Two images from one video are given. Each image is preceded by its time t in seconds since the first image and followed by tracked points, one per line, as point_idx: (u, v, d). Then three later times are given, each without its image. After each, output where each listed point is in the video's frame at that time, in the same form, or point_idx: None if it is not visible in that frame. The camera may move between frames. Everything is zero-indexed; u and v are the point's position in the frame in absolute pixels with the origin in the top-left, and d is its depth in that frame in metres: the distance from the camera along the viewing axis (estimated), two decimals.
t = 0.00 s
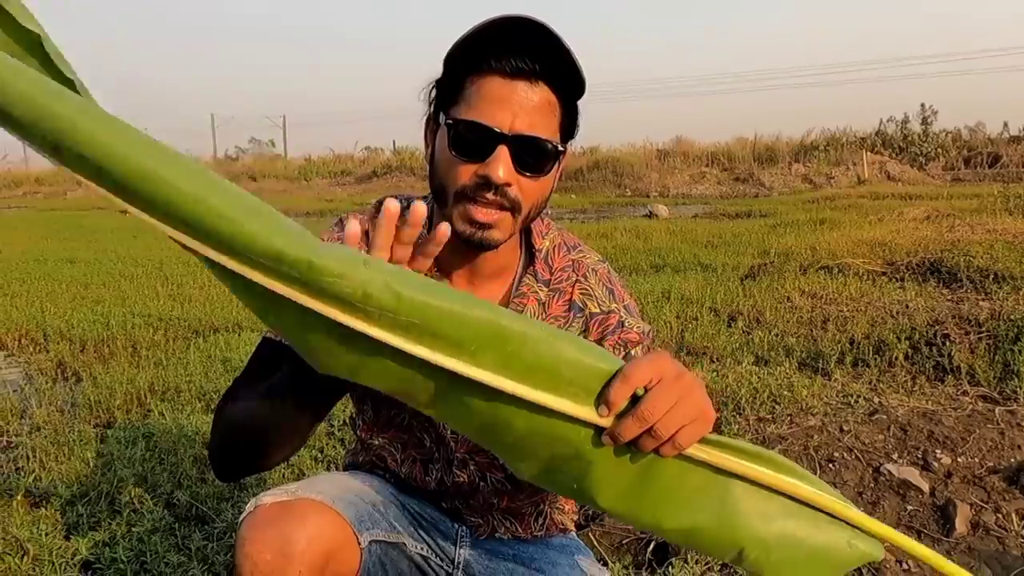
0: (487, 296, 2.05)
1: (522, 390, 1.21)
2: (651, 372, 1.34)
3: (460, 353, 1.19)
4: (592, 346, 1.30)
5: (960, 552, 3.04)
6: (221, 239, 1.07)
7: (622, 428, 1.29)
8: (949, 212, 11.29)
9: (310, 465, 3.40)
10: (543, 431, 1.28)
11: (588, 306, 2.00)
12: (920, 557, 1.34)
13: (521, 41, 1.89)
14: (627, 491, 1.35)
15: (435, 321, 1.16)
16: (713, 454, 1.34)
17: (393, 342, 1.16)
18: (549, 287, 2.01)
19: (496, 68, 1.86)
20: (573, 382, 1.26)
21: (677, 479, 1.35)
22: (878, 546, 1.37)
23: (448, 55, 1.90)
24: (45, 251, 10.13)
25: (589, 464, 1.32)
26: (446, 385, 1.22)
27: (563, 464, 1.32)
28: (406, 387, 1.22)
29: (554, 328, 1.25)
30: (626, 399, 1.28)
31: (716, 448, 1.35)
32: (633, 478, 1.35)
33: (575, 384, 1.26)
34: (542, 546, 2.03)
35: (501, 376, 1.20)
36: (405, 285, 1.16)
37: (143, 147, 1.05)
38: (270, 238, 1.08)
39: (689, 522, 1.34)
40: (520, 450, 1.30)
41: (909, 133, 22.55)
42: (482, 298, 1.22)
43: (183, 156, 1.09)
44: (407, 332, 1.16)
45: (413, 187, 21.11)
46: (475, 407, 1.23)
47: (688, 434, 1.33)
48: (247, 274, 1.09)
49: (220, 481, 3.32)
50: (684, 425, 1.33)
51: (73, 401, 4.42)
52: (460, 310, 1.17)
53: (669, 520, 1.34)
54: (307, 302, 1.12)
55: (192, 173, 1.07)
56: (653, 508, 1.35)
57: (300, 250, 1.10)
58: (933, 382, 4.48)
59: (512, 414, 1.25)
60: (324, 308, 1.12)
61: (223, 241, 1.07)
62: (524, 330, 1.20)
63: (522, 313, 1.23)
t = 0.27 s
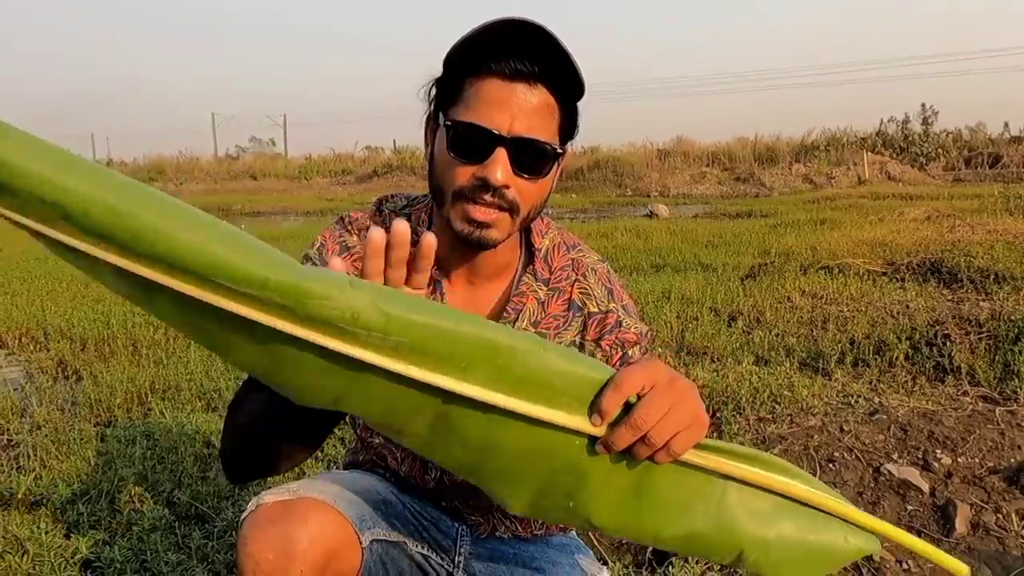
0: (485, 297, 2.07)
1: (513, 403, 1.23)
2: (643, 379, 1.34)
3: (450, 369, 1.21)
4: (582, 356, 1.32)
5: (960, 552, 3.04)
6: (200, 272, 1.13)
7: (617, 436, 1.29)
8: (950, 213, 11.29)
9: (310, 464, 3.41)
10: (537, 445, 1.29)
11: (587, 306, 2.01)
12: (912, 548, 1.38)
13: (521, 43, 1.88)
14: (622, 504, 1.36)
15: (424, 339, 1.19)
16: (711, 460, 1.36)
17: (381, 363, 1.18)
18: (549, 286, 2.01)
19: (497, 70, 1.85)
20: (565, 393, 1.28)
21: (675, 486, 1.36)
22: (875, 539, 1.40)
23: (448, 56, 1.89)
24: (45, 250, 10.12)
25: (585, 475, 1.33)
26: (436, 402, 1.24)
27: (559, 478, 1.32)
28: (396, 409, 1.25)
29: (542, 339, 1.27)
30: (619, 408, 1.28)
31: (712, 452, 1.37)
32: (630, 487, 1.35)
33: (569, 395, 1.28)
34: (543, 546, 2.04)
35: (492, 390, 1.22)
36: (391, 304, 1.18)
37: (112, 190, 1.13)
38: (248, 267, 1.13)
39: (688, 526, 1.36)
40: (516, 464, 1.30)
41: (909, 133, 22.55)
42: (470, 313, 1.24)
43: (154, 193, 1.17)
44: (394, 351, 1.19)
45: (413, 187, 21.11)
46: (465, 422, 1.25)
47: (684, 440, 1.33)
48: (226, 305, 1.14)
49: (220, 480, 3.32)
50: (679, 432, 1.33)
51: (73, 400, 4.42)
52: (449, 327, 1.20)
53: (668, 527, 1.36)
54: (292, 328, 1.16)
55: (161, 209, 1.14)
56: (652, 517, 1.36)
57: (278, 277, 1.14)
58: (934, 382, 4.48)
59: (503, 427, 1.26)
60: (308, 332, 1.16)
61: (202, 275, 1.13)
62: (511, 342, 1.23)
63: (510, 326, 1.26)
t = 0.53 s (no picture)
0: (485, 297, 2.05)
1: (490, 434, 1.31)
2: (620, 408, 1.39)
3: (428, 403, 1.29)
4: (559, 384, 1.38)
5: (961, 551, 3.04)
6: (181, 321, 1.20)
7: (594, 464, 1.36)
8: (952, 212, 11.27)
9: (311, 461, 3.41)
10: (516, 469, 1.38)
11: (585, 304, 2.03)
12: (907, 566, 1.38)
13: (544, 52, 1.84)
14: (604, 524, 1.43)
15: (400, 375, 1.27)
16: (696, 483, 1.40)
17: (358, 398, 1.28)
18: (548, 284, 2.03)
19: (522, 82, 1.82)
20: (540, 420, 1.34)
21: (658, 507, 1.42)
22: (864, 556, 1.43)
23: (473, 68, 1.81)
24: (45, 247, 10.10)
25: (564, 497, 1.41)
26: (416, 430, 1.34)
27: (541, 497, 1.40)
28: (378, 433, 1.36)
29: (518, 369, 1.35)
30: (595, 437, 1.35)
31: (695, 475, 1.41)
32: (610, 508, 1.42)
33: (548, 424, 1.35)
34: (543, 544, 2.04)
35: (469, 422, 1.30)
36: (366, 344, 1.27)
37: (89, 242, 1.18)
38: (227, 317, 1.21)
39: (672, 546, 1.42)
40: (499, 485, 1.39)
41: (911, 132, 22.52)
42: (445, 348, 1.32)
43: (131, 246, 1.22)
44: (370, 387, 1.28)
45: (415, 185, 21.09)
46: (445, 448, 1.35)
47: (662, 467, 1.39)
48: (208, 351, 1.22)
49: (221, 477, 3.33)
50: (656, 458, 1.38)
51: (74, 397, 4.42)
52: (424, 363, 1.28)
53: (649, 546, 1.43)
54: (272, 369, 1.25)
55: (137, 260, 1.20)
56: (632, 536, 1.43)
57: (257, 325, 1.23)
58: (935, 382, 4.47)
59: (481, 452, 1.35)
60: (288, 373, 1.26)
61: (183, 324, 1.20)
62: (486, 377, 1.30)
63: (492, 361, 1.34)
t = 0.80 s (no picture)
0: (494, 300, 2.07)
1: (512, 450, 1.34)
2: (636, 420, 1.41)
3: (446, 424, 1.32)
4: (577, 398, 1.42)
5: (962, 552, 3.04)
6: (191, 359, 1.25)
7: (611, 476, 1.38)
8: (952, 213, 11.26)
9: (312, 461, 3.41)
10: (538, 489, 1.39)
11: (594, 309, 2.02)
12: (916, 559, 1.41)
13: (541, 47, 1.86)
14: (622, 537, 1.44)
15: (420, 397, 1.31)
16: (706, 486, 1.44)
17: (378, 427, 1.31)
18: (558, 288, 2.02)
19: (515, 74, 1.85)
20: (562, 437, 1.38)
21: (674, 515, 1.44)
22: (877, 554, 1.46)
23: (466, 58, 1.86)
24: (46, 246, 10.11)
25: (583, 513, 1.41)
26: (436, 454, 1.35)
27: (562, 517, 1.41)
28: (399, 468, 1.36)
29: (535, 386, 1.38)
30: (612, 450, 1.37)
31: (708, 481, 1.45)
32: (627, 523, 1.44)
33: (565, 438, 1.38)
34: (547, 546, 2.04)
35: (488, 440, 1.33)
36: (384, 370, 1.32)
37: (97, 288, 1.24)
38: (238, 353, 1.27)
39: (687, 555, 1.44)
40: (516, 509, 1.39)
41: (912, 133, 22.51)
42: (462, 369, 1.36)
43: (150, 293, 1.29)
44: (388, 413, 1.32)
45: (415, 185, 21.09)
46: (467, 472, 1.35)
47: (679, 477, 1.41)
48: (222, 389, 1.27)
49: (221, 476, 3.33)
50: (674, 469, 1.40)
51: (75, 396, 4.42)
52: (442, 386, 1.32)
53: (667, 554, 1.44)
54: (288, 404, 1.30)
55: (146, 301, 1.26)
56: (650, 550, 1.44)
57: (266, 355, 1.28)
58: (935, 383, 4.47)
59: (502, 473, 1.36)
60: (312, 405, 1.30)
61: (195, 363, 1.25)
62: (502, 391, 1.34)
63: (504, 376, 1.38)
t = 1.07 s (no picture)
0: (492, 302, 2.06)
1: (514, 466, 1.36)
2: (639, 426, 1.40)
3: (444, 440, 1.35)
4: (577, 408, 1.43)
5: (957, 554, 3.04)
6: (188, 388, 1.29)
7: (616, 484, 1.38)
8: (948, 216, 11.28)
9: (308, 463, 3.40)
10: (540, 506, 1.39)
11: (595, 313, 2.02)
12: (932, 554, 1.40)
13: (535, 47, 1.87)
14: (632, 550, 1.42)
15: (416, 413, 1.34)
16: (711, 489, 1.44)
17: (377, 446, 1.33)
18: (558, 292, 2.02)
19: (508, 74, 1.85)
20: (561, 448, 1.39)
21: (685, 523, 1.43)
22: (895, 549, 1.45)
23: (461, 60, 1.87)
24: (42, 247, 10.08)
25: (593, 522, 1.40)
26: (435, 475, 1.36)
27: (569, 534, 1.40)
28: (401, 499, 1.35)
29: (530, 399, 1.42)
30: (615, 458, 1.37)
31: (714, 484, 1.45)
32: (639, 530, 1.43)
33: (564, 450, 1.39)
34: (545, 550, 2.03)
35: (485, 452, 1.35)
36: (376, 388, 1.34)
37: (92, 327, 1.28)
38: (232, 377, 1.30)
39: (701, 563, 1.43)
40: (521, 529, 1.38)
41: (908, 136, 22.56)
42: (451, 386, 1.39)
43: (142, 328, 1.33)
44: (386, 430, 1.34)
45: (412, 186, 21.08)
46: (468, 493, 1.36)
47: (685, 480, 1.40)
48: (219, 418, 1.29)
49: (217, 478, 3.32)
50: (680, 473, 1.39)
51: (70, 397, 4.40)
52: (437, 401, 1.35)
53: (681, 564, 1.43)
54: (284, 429, 1.31)
55: (140, 336, 1.30)
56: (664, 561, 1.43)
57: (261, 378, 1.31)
58: (932, 386, 4.48)
59: (505, 488, 1.37)
60: (308, 429, 1.32)
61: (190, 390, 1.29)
62: (497, 404, 1.37)
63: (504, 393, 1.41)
